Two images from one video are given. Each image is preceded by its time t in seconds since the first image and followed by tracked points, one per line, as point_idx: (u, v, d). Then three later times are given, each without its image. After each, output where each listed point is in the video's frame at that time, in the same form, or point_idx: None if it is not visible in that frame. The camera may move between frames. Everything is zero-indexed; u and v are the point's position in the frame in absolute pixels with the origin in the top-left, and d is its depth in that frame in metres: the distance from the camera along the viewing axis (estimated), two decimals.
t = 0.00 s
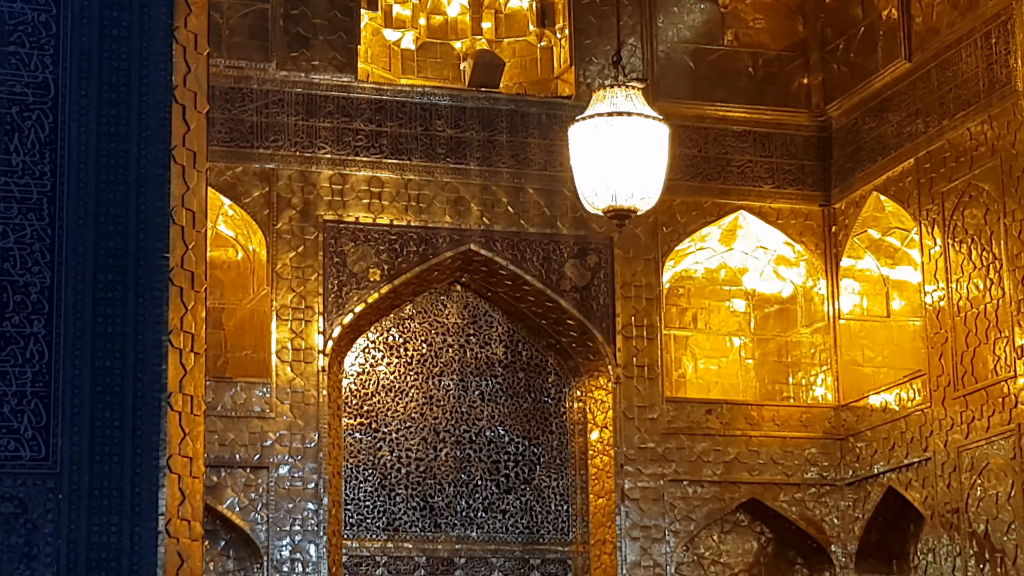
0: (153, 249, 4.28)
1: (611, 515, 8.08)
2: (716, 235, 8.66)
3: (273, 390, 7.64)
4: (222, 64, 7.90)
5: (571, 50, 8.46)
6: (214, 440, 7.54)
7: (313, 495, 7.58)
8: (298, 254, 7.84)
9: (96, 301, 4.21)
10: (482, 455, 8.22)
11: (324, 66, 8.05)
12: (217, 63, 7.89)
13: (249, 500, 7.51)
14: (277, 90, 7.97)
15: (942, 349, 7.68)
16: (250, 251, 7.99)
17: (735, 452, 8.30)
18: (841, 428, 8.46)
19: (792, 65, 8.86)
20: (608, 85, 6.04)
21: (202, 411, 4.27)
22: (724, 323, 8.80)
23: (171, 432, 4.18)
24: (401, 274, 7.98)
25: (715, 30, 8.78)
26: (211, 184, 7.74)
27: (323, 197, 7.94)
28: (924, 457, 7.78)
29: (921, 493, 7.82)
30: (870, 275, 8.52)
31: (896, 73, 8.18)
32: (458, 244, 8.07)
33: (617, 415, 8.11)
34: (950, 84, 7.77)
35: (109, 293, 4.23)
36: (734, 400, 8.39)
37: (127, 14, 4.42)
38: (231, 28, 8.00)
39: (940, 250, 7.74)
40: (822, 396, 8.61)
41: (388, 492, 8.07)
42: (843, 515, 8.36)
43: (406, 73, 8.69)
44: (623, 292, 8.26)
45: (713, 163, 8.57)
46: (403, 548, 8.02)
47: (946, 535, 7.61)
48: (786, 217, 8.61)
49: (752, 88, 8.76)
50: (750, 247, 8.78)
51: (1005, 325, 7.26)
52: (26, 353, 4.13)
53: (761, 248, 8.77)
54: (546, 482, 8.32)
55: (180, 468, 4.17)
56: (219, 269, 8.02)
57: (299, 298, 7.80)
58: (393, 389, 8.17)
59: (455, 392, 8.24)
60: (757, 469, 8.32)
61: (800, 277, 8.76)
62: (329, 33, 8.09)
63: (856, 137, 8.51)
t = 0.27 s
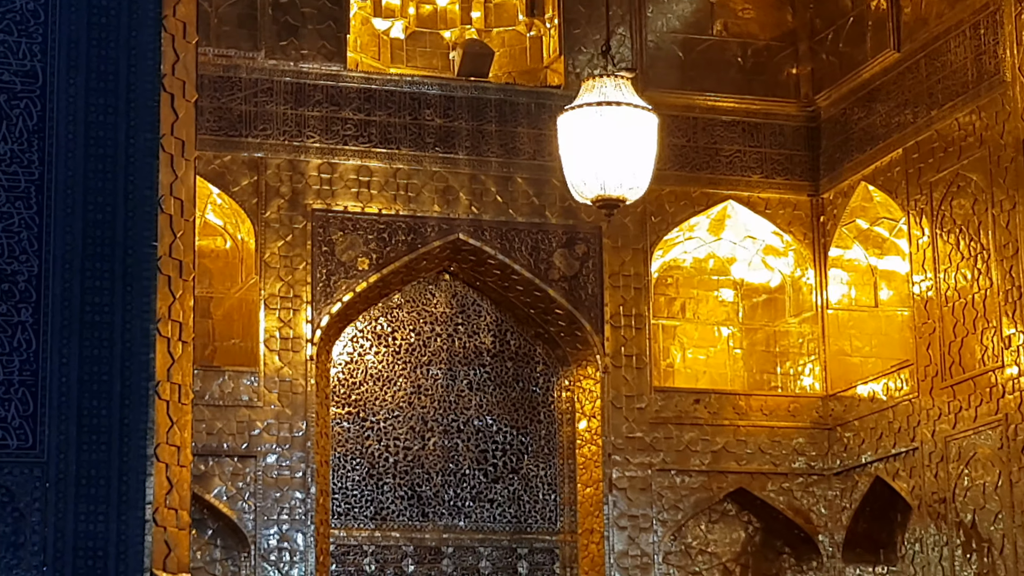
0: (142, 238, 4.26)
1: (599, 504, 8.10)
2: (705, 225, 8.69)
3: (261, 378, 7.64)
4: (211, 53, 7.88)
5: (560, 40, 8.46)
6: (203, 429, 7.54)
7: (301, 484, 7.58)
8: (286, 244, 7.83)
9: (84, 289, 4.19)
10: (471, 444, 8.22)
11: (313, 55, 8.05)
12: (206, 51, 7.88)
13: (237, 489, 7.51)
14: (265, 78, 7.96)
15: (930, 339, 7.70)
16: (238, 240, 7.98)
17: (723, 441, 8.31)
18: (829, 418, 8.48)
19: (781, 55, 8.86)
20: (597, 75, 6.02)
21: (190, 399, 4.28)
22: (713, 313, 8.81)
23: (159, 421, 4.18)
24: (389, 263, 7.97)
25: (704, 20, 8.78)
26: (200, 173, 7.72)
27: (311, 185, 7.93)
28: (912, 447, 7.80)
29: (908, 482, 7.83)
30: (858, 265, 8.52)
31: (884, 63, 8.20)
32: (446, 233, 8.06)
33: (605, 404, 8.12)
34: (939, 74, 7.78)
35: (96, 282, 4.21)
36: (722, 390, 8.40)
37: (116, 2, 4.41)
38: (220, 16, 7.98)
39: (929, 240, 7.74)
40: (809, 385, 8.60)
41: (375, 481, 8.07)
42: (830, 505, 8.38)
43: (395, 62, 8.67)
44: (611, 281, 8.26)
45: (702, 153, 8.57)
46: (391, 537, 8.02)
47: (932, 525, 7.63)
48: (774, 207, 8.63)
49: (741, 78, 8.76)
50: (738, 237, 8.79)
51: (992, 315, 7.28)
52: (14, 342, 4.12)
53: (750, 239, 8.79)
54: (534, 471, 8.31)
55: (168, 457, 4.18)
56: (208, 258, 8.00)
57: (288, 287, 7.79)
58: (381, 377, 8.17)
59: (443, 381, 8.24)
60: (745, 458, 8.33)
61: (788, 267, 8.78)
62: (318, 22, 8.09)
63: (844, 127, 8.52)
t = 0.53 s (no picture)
0: (133, 227, 4.23)
1: (590, 494, 8.10)
2: (696, 214, 8.67)
3: (252, 367, 7.64)
4: (202, 42, 7.87)
5: (552, 29, 8.46)
6: (194, 418, 7.52)
7: (292, 473, 7.58)
8: (278, 232, 7.82)
9: (75, 277, 4.15)
10: (461, 433, 8.22)
11: (304, 44, 8.05)
12: (197, 40, 7.86)
13: (227, 478, 7.50)
14: (257, 67, 7.95)
15: (921, 328, 7.71)
16: (229, 229, 7.98)
17: (714, 431, 8.33)
18: (820, 407, 8.48)
19: (772, 45, 8.88)
20: (589, 64, 6.01)
21: (180, 388, 4.27)
22: (704, 303, 8.81)
23: (150, 410, 4.14)
24: (380, 253, 7.97)
25: (695, 10, 8.80)
26: (191, 162, 7.71)
27: (303, 174, 7.92)
28: (902, 436, 7.81)
29: (899, 472, 7.85)
30: (849, 255, 8.57)
31: (876, 53, 8.20)
32: (437, 222, 8.06)
33: (596, 394, 8.12)
34: (931, 64, 7.78)
35: (88, 270, 4.17)
36: (713, 379, 8.41)
37: None
38: (211, 6, 7.97)
39: (920, 230, 7.76)
40: (800, 375, 8.63)
41: (366, 470, 8.06)
42: (821, 495, 8.40)
43: (387, 52, 8.66)
44: (602, 271, 8.27)
45: (694, 142, 8.57)
46: (381, 526, 8.02)
47: (923, 514, 7.64)
48: (766, 196, 8.63)
49: (732, 68, 8.76)
50: (729, 226, 8.79)
51: (983, 305, 7.29)
52: (4, 330, 4.08)
53: (741, 228, 8.78)
54: (524, 460, 8.32)
55: (158, 446, 4.16)
56: (199, 247, 8.00)
57: (279, 275, 7.79)
58: (372, 366, 8.16)
59: (434, 370, 8.24)
60: (736, 448, 8.34)
61: (779, 257, 8.76)
62: (309, 11, 8.09)
63: (836, 117, 8.52)
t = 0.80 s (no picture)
0: (126, 216, 4.25)
1: (582, 483, 8.11)
2: (689, 204, 8.68)
3: (245, 356, 7.63)
4: (195, 30, 7.85)
5: (545, 18, 8.47)
6: (187, 407, 7.53)
7: (284, 462, 7.58)
8: (270, 221, 7.82)
9: (67, 267, 4.17)
10: (454, 422, 8.22)
11: (297, 33, 8.03)
12: (189, 29, 7.84)
13: (220, 467, 7.51)
14: (249, 56, 7.94)
15: (913, 318, 7.72)
16: (222, 218, 7.97)
17: (706, 420, 8.33)
18: (812, 397, 8.50)
19: (765, 34, 8.85)
20: (582, 53, 6.03)
21: (173, 376, 4.26)
22: (696, 292, 8.83)
23: (142, 399, 4.17)
24: (373, 242, 7.97)
25: None
26: (183, 151, 7.70)
27: (295, 163, 7.91)
28: (895, 426, 7.82)
29: (891, 462, 7.86)
30: (842, 244, 8.50)
31: (869, 42, 8.20)
32: (430, 211, 8.05)
33: (589, 383, 8.13)
34: (924, 54, 7.79)
35: (80, 260, 4.19)
36: (705, 369, 8.42)
37: None
38: None
39: (912, 220, 7.76)
40: (793, 364, 8.63)
41: (359, 460, 8.06)
42: (814, 484, 8.41)
43: (379, 41, 8.65)
44: (595, 260, 8.27)
45: (686, 132, 8.57)
46: (374, 515, 8.02)
47: (915, 504, 7.66)
48: (758, 186, 8.63)
49: (725, 58, 8.76)
50: (722, 216, 8.80)
51: (975, 295, 7.30)
52: None
53: (733, 218, 8.80)
54: (517, 450, 8.32)
55: (152, 434, 4.18)
56: (191, 236, 8.00)
57: (272, 265, 7.78)
58: (365, 356, 8.16)
59: (427, 359, 8.24)
60: (728, 437, 8.35)
61: (771, 247, 8.78)
62: None
63: (828, 107, 8.53)
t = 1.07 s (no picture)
0: (121, 201, 4.16)
1: (578, 470, 8.11)
2: (684, 191, 8.67)
3: (240, 343, 7.64)
4: (190, 17, 7.84)
5: (540, 6, 8.45)
6: (182, 393, 7.52)
7: (280, 449, 7.58)
8: (266, 208, 7.82)
9: (62, 252, 4.09)
10: (450, 409, 8.23)
11: (293, 20, 8.03)
12: (185, 16, 7.84)
13: (215, 454, 7.51)
14: (245, 43, 7.93)
15: (909, 306, 7.72)
16: (217, 205, 7.98)
17: (702, 408, 8.34)
18: (808, 384, 8.50)
19: (762, 21, 8.88)
20: (578, 40, 6.01)
21: (168, 363, 4.21)
22: (692, 280, 8.81)
23: (138, 385, 4.09)
24: (368, 229, 7.96)
25: None
26: (179, 137, 7.69)
27: (291, 150, 7.91)
28: (890, 414, 7.83)
29: (886, 449, 7.87)
30: (837, 232, 8.53)
31: (865, 29, 8.20)
32: (425, 198, 8.05)
33: (584, 370, 8.14)
34: (920, 41, 7.79)
35: (75, 245, 4.11)
36: (700, 356, 8.42)
37: None
38: None
39: (908, 207, 7.76)
40: (788, 352, 8.65)
41: (354, 447, 8.06)
42: (809, 471, 8.43)
43: (375, 28, 8.65)
44: (591, 248, 8.27)
45: (682, 119, 8.56)
46: (370, 502, 8.03)
47: (910, 491, 7.66)
48: (754, 172, 8.63)
49: (720, 45, 8.76)
50: (718, 203, 8.79)
51: (971, 283, 7.30)
52: None
53: (729, 205, 8.79)
54: (512, 437, 8.32)
55: (146, 421, 4.12)
56: (186, 223, 7.99)
57: (267, 252, 7.78)
58: (360, 342, 8.16)
59: (422, 346, 8.24)
60: (723, 424, 8.36)
61: (767, 234, 8.78)
62: None
63: (824, 94, 8.52)
